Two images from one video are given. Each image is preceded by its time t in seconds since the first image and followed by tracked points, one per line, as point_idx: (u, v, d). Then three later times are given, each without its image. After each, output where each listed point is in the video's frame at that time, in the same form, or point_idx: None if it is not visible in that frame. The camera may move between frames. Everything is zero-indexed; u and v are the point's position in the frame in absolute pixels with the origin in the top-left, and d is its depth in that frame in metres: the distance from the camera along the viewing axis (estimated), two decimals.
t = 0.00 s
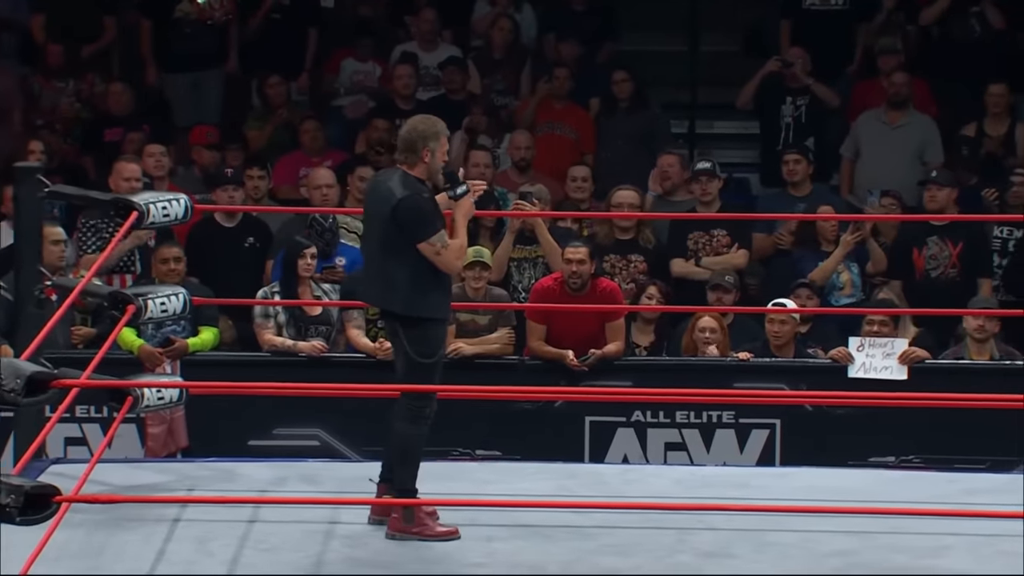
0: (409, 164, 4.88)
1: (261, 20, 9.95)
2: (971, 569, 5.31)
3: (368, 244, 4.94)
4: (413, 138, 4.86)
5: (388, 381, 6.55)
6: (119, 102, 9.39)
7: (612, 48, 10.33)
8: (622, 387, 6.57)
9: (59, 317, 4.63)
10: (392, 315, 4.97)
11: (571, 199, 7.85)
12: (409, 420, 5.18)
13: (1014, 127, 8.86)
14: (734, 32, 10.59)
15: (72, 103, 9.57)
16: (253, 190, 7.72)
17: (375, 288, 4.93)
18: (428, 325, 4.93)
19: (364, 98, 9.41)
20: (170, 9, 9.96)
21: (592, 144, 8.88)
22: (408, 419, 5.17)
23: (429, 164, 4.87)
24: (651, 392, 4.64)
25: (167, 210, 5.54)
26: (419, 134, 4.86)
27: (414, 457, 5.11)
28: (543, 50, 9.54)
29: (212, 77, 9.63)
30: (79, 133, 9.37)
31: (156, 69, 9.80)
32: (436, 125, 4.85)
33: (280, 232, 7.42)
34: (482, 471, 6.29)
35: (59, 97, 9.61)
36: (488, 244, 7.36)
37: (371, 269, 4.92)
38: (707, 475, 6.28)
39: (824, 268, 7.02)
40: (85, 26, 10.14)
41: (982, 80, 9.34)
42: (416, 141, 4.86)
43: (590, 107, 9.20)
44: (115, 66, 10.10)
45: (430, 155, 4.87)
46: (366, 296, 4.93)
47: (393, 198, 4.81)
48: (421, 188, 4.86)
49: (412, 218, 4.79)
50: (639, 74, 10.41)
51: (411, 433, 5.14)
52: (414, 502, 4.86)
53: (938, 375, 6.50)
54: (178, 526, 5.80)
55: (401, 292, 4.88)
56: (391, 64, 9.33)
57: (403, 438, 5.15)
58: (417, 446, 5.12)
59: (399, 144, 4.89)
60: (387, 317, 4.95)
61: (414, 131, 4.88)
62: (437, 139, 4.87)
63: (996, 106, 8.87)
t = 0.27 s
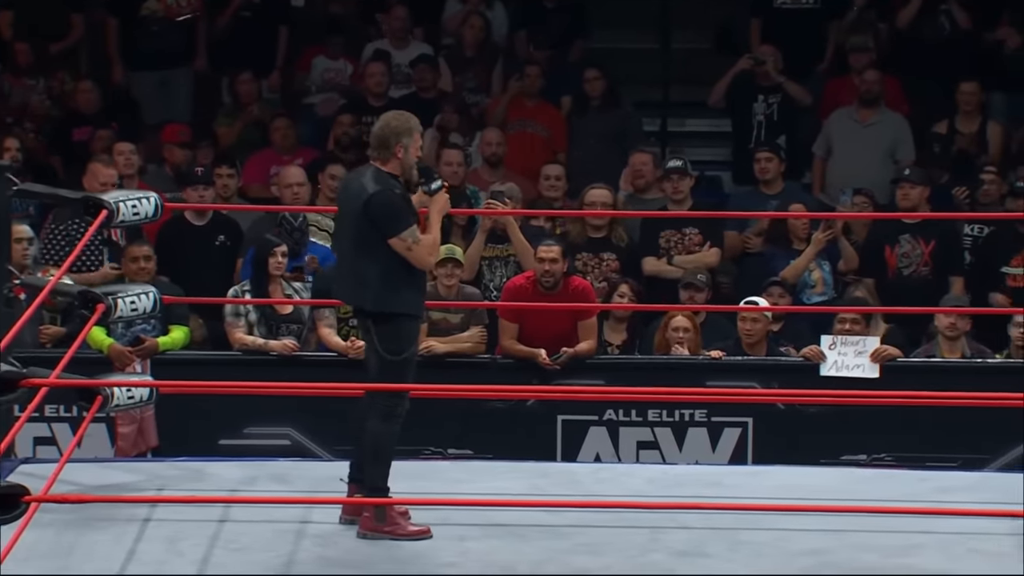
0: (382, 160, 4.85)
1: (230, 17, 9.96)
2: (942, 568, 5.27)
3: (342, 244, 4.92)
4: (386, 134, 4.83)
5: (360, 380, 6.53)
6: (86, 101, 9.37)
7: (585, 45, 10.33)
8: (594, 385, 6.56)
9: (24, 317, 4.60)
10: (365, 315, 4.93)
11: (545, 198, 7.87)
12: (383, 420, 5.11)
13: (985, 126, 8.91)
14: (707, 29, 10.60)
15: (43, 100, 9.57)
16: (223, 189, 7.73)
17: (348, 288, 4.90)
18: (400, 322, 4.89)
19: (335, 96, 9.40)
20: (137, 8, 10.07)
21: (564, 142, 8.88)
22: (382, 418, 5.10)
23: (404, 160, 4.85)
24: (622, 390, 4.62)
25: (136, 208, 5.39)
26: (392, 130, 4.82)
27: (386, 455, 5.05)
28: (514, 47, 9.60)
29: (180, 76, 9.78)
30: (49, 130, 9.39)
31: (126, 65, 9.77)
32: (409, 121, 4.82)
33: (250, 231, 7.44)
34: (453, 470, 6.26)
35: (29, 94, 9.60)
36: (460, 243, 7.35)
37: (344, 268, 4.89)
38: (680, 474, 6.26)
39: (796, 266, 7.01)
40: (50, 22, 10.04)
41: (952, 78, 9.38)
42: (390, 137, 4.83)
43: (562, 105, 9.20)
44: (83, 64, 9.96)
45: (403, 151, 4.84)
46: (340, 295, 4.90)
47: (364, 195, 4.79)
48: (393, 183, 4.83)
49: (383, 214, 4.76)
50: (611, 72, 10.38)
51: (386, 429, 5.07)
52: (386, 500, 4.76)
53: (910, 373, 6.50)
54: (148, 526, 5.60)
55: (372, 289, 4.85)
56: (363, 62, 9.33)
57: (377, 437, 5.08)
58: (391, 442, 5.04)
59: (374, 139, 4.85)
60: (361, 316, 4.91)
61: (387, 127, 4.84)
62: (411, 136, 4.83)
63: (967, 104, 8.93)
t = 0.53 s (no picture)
0: (370, 157, 4.82)
1: (218, 15, 9.94)
2: (931, 568, 5.25)
3: (330, 242, 4.89)
4: (373, 131, 4.80)
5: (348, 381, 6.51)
6: (76, 101, 9.41)
7: (573, 45, 10.33)
8: (583, 386, 6.55)
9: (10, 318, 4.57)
10: (353, 313, 4.90)
11: (534, 198, 7.86)
12: (371, 420, 5.06)
13: (973, 126, 8.90)
14: (696, 29, 10.60)
15: (30, 99, 9.65)
16: (210, 189, 7.73)
17: (336, 286, 4.87)
18: (386, 319, 4.86)
19: (323, 96, 9.39)
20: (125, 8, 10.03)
21: (553, 142, 8.87)
22: (370, 418, 5.05)
23: (390, 157, 4.82)
24: (610, 391, 4.60)
25: (125, 208, 5.36)
26: (379, 127, 4.79)
27: (375, 455, 5.00)
28: (502, 47, 9.61)
29: (167, 75, 9.71)
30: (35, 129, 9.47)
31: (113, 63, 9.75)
32: (396, 117, 4.79)
33: (238, 231, 7.45)
34: (441, 471, 6.24)
35: (16, 93, 9.67)
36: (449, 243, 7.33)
37: (333, 266, 4.86)
38: (669, 475, 6.24)
39: (785, 266, 7.03)
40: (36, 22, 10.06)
41: (941, 78, 9.39)
42: (376, 134, 4.80)
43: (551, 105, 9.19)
44: (70, 66, 10.01)
45: (390, 147, 4.81)
46: (328, 293, 4.86)
47: (352, 191, 4.77)
48: (381, 180, 4.81)
49: (371, 209, 4.74)
50: (600, 71, 10.37)
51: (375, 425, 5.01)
52: (374, 501, 4.71)
53: (900, 373, 6.49)
54: (135, 528, 5.54)
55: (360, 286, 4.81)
56: (352, 62, 9.32)
57: (365, 436, 5.02)
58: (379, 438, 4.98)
59: (361, 136, 4.83)
60: (349, 314, 4.88)
61: (374, 123, 4.81)
62: (398, 132, 4.81)
63: (956, 103, 8.93)
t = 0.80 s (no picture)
0: (368, 153, 4.79)
1: (217, 13, 9.91)
2: (933, 569, 5.21)
3: (330, 238, 4.85)
4: (370, 128, 4.76)
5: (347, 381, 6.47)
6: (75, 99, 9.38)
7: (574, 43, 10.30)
8: (584, 386, 6.51)
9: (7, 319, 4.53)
10: (352, 311, 4.86)
11: (534, 198, 7.83)
12: (371, 419, 5.02)
13: (975, 124, 8.87)
14: (697, 27, 10.56)
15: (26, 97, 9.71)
16: (209, 189, 7.70)
17: (335, 282, 4.83)
18: (386, 316, 4.82)
19: (322, 94, 9.35)
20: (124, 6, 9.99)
21: (554, 141, 8.83)
22: (371, 417, 5.01)
23: (388, 154, 4.78)
24: (610, 390, 4.57)
25: (123, 208, 5.32)
26: (377, 123, 4.76)
27: (376, 456, 4.95)
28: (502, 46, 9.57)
29: (166, 74, 9.71)
30: (34, 128, 9.50)
31: (111, 61, 9.71)
32: (393, 113, 4.76)
33: (237, 230, 7.43)
34: (441, 472, 6.21)
35: (14, 92, 9.71)
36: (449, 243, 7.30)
37: (332, 262, 4.83)
38: (670, 476, 6.21)
39: (788, 266, 6.96)
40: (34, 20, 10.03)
41: (942, 77, 9.36)
42: (374, 131, 4.77)
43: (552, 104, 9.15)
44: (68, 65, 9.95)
45: (388, 144, 4.77)
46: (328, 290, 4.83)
47: (352, 187, 4.73)
48: (379, 176, 4.77)
49: (371, 206, 4.70)
50: (601, 69, 10.34)
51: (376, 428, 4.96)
52: (374, 502, 4.66)
53: (902, 374, 6.45)
54: (133, 529, 5.50)
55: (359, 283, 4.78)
56: (351, 61, 9.29)
57: (365, 437, 4.98)
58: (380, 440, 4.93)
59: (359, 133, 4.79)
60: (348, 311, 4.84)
61: (371, 120, 4.78)
62: (395, 128, 4.78)
63: (957, 102, 8.90)
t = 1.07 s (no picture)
0: (367, 151, 4.75)
1: (215, 12, 9.84)
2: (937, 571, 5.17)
3: (330, 235, 4.81)
4: (370, 125, 4.73)
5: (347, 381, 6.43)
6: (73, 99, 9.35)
7: (575, 41, 10.28)
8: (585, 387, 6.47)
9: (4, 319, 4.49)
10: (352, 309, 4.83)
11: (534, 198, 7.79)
12: (370, 418, 4.97)
13: (979, 123, 8.87)
14: (698, 26, 10.53)
15: (22, 94, 9.62)
16: (208, 189, 7.64)
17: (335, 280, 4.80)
18: (386, 315, 4.78)
19: (322, 93, 9.34)
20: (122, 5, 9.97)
21: (555, 140, 8.87)
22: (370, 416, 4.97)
23: (388, 152, 4.75)
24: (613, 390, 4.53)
25: (121, 207, 5.27)
26: (377, 121, 4.72)
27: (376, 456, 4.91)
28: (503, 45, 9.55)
29: (166, 74, 9.70)
30: (32, 127, 9.46)
31: (111, 61, 9.68)
32: (394, 111, 4.72)
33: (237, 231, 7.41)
34: (441, 473, 6.17)
35: (10, 89, 9.58)
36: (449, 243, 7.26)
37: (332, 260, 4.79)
38: (672, 477, 6.17)
39: (790, 266, 6.94)
40: (33, 19, 10.01)
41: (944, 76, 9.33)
42: (373, 129, 4.73)
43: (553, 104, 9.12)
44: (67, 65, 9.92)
45: (388, 142, 4.74)
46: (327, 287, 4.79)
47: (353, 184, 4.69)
48: (380, 174, 4.73)
49: (372, 203, 4.66)
50: (602, 68, 10.31)
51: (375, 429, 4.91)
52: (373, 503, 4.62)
53: (905, 374, 6.41)
54: (132, 531, 5.45)
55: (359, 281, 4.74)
56: (351, 61, 9.26)
57: (365, 437, 4.93)
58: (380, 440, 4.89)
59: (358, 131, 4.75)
60: (348, 309, 4.81)
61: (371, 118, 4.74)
62: (395, 125, 4.74)
63: (961, 101, 8.86)
